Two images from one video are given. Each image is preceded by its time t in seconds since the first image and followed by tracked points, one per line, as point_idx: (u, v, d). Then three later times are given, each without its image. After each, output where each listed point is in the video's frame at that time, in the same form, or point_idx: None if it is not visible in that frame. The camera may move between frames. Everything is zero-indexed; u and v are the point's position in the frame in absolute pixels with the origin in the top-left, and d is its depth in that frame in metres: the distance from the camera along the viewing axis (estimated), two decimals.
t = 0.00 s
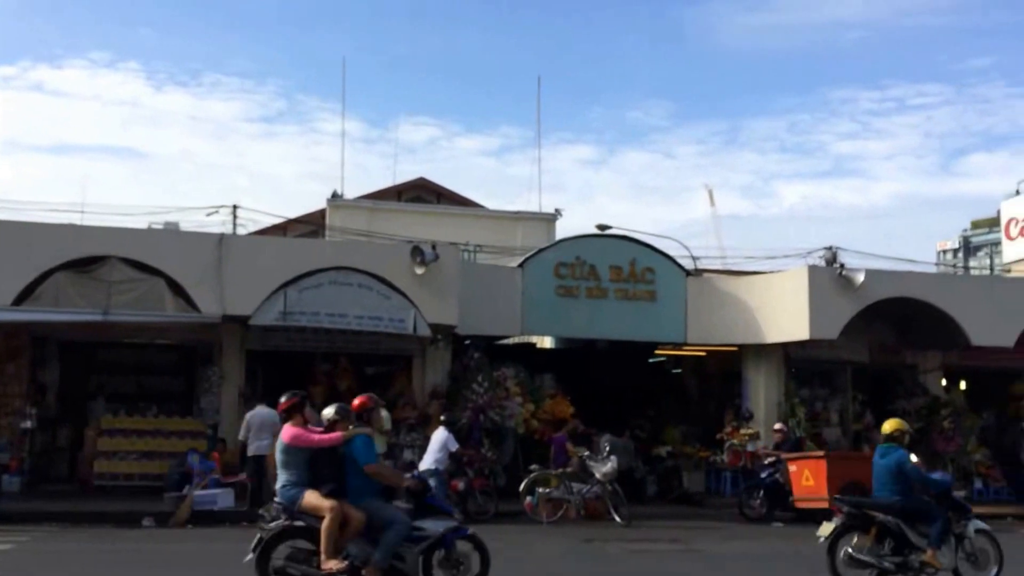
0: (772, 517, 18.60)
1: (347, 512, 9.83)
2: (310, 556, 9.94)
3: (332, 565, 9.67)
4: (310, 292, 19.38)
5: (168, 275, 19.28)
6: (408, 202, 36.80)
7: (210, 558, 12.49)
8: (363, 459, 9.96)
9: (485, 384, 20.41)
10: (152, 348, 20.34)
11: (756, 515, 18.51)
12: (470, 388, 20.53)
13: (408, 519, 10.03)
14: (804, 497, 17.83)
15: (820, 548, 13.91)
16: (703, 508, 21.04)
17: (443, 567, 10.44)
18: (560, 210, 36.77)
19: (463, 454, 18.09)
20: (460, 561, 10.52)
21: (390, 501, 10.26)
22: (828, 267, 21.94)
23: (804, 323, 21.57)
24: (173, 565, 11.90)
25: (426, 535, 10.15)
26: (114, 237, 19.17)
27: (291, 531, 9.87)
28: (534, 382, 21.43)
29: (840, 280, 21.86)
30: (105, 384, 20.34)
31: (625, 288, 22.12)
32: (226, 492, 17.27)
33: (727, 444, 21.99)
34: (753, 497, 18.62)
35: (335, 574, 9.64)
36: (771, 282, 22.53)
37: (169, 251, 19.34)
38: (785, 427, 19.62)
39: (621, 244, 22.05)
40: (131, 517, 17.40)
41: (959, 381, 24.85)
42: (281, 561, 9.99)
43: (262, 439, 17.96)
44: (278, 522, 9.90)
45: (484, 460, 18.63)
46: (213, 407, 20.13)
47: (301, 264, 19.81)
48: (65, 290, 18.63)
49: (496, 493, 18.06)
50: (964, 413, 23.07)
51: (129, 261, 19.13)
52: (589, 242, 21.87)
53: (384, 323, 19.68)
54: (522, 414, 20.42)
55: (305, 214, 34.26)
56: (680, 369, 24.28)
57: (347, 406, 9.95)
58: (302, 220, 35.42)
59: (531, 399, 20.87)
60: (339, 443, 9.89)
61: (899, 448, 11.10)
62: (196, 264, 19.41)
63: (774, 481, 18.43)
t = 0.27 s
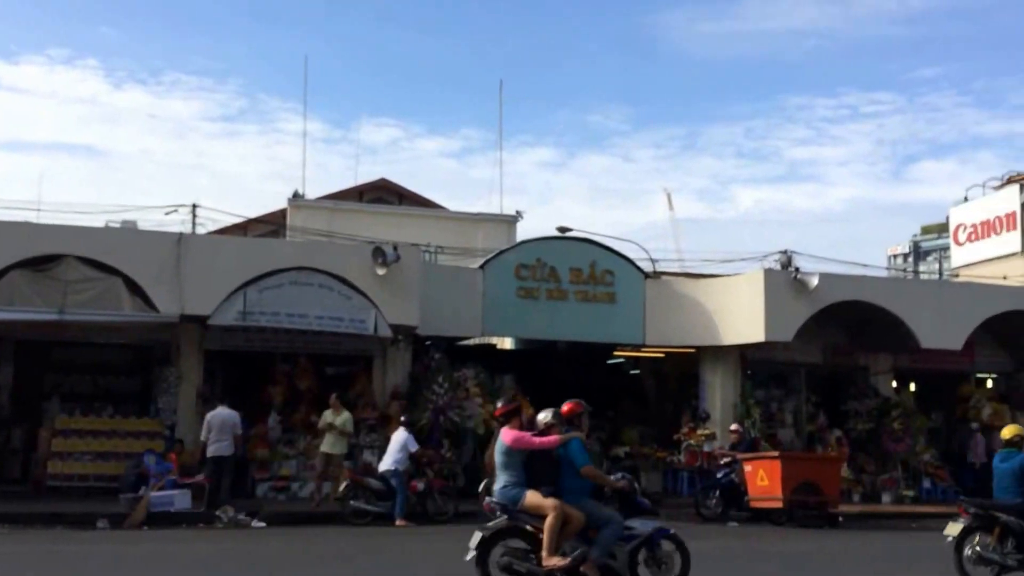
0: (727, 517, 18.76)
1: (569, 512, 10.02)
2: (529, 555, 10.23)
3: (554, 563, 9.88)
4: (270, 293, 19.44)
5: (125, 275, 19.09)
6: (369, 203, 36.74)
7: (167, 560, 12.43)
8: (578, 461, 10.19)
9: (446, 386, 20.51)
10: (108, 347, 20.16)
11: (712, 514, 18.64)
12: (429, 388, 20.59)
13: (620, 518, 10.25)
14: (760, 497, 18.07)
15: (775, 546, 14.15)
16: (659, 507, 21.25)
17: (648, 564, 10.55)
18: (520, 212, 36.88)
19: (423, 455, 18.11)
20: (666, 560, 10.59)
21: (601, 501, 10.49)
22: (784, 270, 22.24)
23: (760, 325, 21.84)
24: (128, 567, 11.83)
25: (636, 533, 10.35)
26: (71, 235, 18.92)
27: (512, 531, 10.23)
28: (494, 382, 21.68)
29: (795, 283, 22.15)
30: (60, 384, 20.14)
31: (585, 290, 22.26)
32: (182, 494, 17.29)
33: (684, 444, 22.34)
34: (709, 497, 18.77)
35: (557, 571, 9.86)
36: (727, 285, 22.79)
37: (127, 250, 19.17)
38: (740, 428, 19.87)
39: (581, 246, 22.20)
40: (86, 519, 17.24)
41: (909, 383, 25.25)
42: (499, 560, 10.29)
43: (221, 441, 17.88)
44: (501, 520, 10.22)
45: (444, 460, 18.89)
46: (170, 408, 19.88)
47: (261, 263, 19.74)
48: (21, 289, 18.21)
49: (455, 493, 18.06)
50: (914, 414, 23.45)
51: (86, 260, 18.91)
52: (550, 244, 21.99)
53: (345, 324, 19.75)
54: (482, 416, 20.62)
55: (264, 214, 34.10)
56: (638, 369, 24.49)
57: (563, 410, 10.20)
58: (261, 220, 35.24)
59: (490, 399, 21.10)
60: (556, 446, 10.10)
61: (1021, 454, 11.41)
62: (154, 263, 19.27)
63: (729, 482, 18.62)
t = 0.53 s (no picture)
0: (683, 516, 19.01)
1: (763, 512, 10.64)
2: (723, 554, 10.76)
3: (752, 560, 10.43)
4: (230, 292, 19.37)
5: (83, 274, 18.91)
6: (330, 203, 36.64)
7: (126, 562, 12.36)
8: (768, 465, 10.84)
9: (406, 386, 20.48)
10: (66, 347, 20.04)
11: (669, 513, 18.79)
12: (391, 389, 20.62)
13: (806, 518, 10.85)
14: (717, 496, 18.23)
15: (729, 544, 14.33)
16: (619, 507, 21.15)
17: (828, 563, 10.92)
18: (482, 213, 36.95)
19: (383, 455, 18.12)
20: None
21: (783, 502, 11.07)
22: (741, 273, 22.48)
23: (717, 327, 22.08)
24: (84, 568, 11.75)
25: (820, 533, 10.88)
26: (27, 232, 18.64)
27: (703, 530, 10.82)
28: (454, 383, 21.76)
29: (752, 286, 22.39)
30: (16, 384, 19.93)
31: (546, 291, 22.38)
32: (140, 494, 17.14)
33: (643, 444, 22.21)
34: (667, 496, 18.94)
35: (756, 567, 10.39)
36: (686, 287, 22.88)
37: (85, 248, 18.98)
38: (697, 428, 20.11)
39: (542, 247, 22.30)
40: (41, 520, 17.06)
41: (861, 385, 25.82)
42: (692, 559, 10.83)
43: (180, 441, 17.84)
44: (691, 520, 10.84)
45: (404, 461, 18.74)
46: (126, 407, 19.74)
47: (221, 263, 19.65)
48: None
49: (415, 494, 18.05)
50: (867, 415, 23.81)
51: (42, 258, 18.68)
52: (511, 245, 22.07)
53: (305, 324, 19.71)
54: (442, 416, 20.63)
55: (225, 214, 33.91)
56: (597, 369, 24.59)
57: (749, 417, 10.79)
58: (222, 219, 35.03)
59: (451, 400, 21.14)
60: (746, 449, 10.77)
61: None
62: (112, 262, 19.08)
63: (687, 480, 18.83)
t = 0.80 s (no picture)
0: (642, 515, 19.09)
1: (924, 513, 11.04)
2: (883, 548, 11.17)
3: (914, 556, 10.90)
4: (190, 291, 19.22)
5: (40, 272, 18.61)
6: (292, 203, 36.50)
7: (86, 564, 12.25)
8: (924, 468, 11.27)
9: (367, 386, 20.55)
10: (23, 346, 19.76)
11: (629, 512, 19.02)
12: (352, 389, 20.70)
13: (959, 517, 11.25)
14: (675, 494, 18.43)
15: (687, 542, 14.47)
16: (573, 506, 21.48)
17: (972, 559, 11.35)
18: (445, 214, 37.00)
19: (345, 454, 18.10)
20: None
21: (935, 502, 11.52)
22: (700, 275, 22.68)
23: (676, 329, 22.27)
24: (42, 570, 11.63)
25: (969, 530, 11.25)
26: None
27: (870, 530, 11.19)
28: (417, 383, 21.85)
29: (710, 288, 22.61)
30: None
31: (508, 292, 22.46)
32: (96, 495, 16.87)
33: (602, 444, 22.41)
34: (627, 495, 19.14)
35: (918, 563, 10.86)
36: (645, 289, 23.06)
37: (42, 246, 18.66)
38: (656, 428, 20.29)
39: (504, 248, 22.40)
40: None
41: (816, 385, 26.08)
42: (857, 557, 11.19)
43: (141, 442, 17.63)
44: (858, 520, 11.22)
45: (366, 461, 18.87)
46: (83, 407, 19.50)
47: (182, 262, 19.50)
48: None
49: (376, 494, 18.07)
50: (822, 414, 24.13)
51: None
52: (473, 246, 22.13)
53: (266, 324, 19.66)
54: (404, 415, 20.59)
55: (185, 213, 33.67)
56: (559, 370, 24.55)
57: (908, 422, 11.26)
58: (182, 218, 34.76)
59: (413, 401, 21.31)
60: (907, 452, 11.20)
61: None
62: (70, 259, 18.78)
63: (646, 480, 18.88)
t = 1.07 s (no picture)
0: (604, 513, 19.23)
1: None
2: None
3: None
4: (150, 290, 19.08)
5: None
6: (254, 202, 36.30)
7: (43, 564, 12.15)
8: None
9: (330, 386, 20.52)
10: None
11: (590, 510, 19.13)
12: (315, 389, 20.62)
13: None
14: (636, 493, 18.58)
15: (648, 540, 14.59)
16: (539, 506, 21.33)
17: None
18: (408, 214, 36.99)
19: (306, 455, 18.08)
20: None
21: None
22: (661, 275, 22.84)
23: (637, 328, 22.41)
24: None
25: None
26: None
27: (1002, 525, 11.51)
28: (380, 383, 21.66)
29: (671, 288, 22.77)
30: None
31: (471, 292, 22.50)
32: (53, 496, 16.88)
33: (564, 443, 22.60)
34: (588, 493, 19.25)
35: None
36: (607, 289, 23.21)
37: None
38: (618, 427, 20.42)
39: (467, 248, 22.44)
40: None
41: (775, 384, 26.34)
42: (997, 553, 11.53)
43: (102, 442, 17.50)
44: (992, 516, 11.55)
45: (327, 460, 18.83)
46: (39, 408, 19.31)
47: (142, 260, 19.37)
48: None
49: (338, 494, 18.10)
50: (779, 413, 24.41)
51: None
52: (436, 246, 22.15)
53: (228, 323, 19.56)
54: (367, 414, 20.44)
55: (144, 212, 33.41)
56: (521, 370, 24.68)
57: None
58: (142, 216, 34.48)
59: (376, 400, 20.99)
60: None
61: None
62: (26, 257, 18.52)
63: (607, 478, 19.02)
